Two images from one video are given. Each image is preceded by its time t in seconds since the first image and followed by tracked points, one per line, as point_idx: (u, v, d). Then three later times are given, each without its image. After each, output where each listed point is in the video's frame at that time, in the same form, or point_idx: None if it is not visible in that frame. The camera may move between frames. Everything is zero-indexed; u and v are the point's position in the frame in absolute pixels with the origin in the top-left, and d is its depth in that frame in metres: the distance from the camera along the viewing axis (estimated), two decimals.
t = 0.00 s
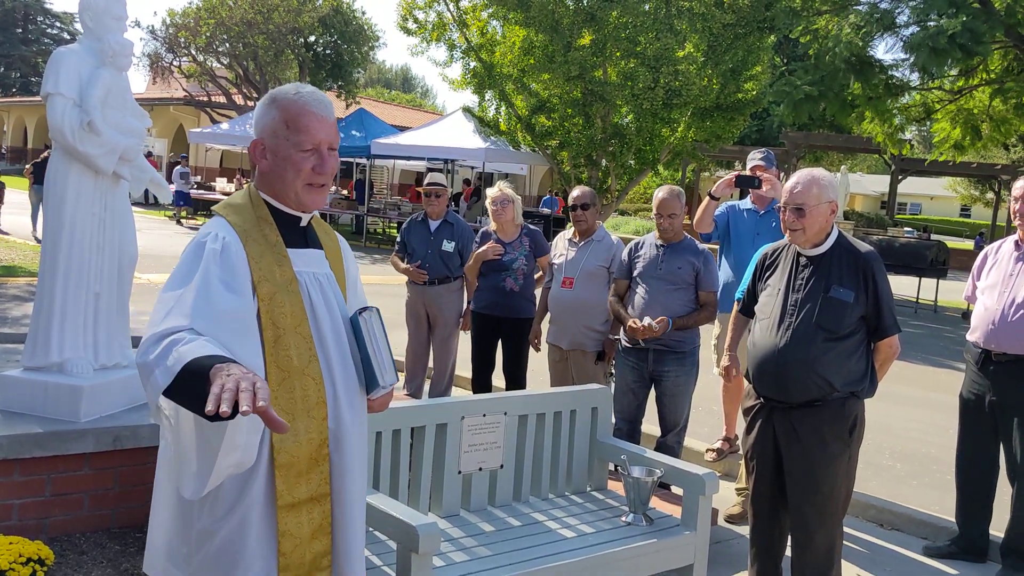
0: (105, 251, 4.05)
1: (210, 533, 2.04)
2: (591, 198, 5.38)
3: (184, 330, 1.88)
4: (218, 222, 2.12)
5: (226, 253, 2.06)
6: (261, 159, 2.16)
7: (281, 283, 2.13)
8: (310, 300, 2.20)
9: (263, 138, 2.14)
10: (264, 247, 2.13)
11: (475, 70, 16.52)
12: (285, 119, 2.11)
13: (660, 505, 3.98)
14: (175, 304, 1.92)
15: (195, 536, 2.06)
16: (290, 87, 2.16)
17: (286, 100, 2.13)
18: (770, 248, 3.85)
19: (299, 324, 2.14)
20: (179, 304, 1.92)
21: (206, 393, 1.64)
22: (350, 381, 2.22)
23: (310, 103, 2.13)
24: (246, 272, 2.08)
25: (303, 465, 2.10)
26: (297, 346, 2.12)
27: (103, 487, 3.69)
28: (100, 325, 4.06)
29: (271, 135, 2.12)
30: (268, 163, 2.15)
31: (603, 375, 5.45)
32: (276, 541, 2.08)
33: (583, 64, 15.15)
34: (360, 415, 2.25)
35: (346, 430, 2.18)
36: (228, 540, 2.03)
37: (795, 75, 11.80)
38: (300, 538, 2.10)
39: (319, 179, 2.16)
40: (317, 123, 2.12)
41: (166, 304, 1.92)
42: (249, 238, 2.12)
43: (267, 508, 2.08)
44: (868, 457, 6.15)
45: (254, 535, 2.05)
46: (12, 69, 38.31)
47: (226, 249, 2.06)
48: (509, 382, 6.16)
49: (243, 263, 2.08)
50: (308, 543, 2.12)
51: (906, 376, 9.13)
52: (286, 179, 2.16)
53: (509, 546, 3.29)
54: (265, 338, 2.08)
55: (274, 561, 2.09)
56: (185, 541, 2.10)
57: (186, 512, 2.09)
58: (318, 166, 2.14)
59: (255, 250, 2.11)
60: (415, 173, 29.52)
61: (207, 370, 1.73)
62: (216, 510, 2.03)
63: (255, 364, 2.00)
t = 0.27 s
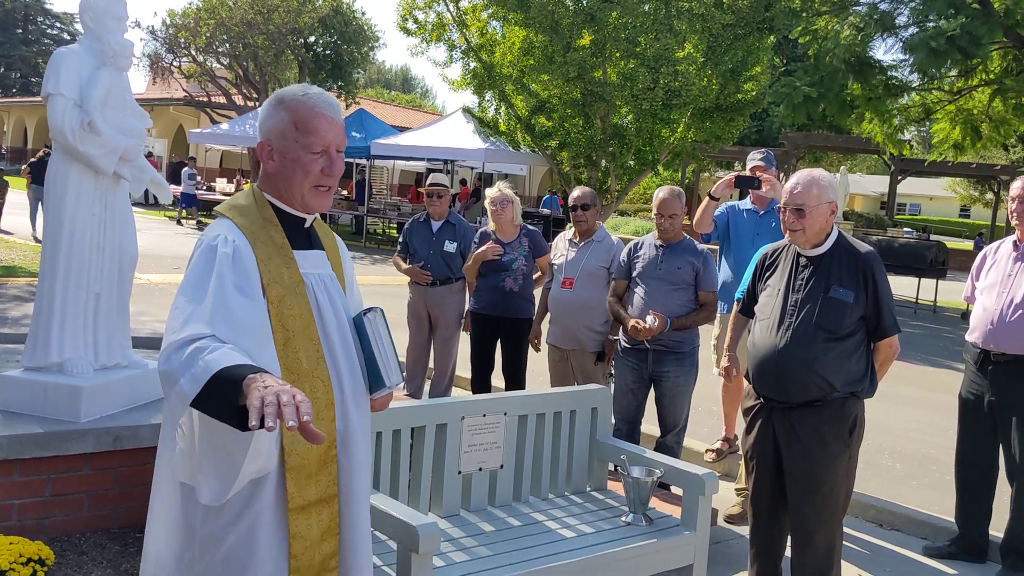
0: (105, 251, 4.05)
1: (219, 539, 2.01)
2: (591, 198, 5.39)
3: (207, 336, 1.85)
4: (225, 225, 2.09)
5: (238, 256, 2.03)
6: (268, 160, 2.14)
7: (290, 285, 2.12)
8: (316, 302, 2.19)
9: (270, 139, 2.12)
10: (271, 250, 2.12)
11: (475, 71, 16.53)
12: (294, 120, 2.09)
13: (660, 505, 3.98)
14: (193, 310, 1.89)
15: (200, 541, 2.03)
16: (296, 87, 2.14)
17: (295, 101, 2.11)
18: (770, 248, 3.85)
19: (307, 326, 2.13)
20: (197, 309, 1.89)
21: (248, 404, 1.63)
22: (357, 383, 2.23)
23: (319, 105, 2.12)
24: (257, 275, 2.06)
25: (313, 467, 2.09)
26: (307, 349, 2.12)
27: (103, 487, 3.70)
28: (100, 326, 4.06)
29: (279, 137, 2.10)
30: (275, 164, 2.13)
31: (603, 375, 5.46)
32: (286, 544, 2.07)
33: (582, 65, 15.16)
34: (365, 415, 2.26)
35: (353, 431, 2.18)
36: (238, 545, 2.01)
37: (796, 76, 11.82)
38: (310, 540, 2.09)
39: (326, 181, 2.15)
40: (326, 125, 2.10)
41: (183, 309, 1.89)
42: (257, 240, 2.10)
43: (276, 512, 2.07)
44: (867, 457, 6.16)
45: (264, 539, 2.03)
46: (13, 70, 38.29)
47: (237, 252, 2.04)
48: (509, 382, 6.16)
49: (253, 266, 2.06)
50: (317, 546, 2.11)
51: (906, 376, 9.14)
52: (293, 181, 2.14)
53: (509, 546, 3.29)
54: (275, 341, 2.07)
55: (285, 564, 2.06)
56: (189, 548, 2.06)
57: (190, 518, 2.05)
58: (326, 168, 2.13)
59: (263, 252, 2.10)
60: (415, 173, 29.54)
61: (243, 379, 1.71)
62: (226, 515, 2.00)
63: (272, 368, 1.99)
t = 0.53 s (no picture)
0: (105, 251, 4.05)
1: (225, 543, 2.00)
2: (591, 199, 5.39)
3: (222, 344, 1.83)
4: (233, 226, 2.07)
5: (248, 260, 2.01)
6: (281, 162, 2.12)
7: (296, 287, 2.11)
8: (321, 305, 2.19)
9: (283, 141, 2.09)
10: (279, 252, 2.11)
11: (475, 71, 16.53)
12: (309, 123, 2.07)
13: (660, 505, 3.98)
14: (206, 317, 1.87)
15: (205, 544, 2.03)
16: (310, 88, 2.12)
17: (309, 103, 2.10)
18: (771, 249, 3.85)
19: (314, 329, 2.13)
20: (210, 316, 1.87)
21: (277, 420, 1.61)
22: (362, 384, 2.23)
23: (334, 107, 2.10)
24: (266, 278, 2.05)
25: (319, 469, 2.10)
26: (314, 352, 2.12)
27: (103, 487, 3.70)
28: (100, 326, 4.06)
29: (294, 139, 2.08)
30: (288, 165, 2.11)
31: (603, 375, 5.46)
32: (292, 547, 2.07)
33: (582, 65, 15.17)
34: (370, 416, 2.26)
35: (359, 432, 2.19)
36: (244, 547, 2.01)
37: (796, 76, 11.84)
38: (317, 542, 2.09)
39: (341, 184, 2.14)
40: (342, 128, 2.09)
41: (196, 315, 1.86)
42: (265, 243, 2.09)
43: (282, 515, 2.07)
44: (867, 457, 6.16)
45: (271, 541, 2.03)
46: (12, 70, 38.24)
47: (247, 256, 2.02)
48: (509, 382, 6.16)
49: (261, 268, 2.05)
50: (324, 548, 2.11)
51: (906, 376, 9.14)
52: (307, 183, 2.13)
53: (510, 546, 3.29)
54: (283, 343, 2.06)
55: (291, 567, 2.07)
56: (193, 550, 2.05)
57: (195, 521, 2.04)
58: (341, 171, 2.12)
59: (271, 254, 2.09)
60: (415, 173, 29.54)
61: (268, 393, 1.70)
62: (232, 518, 2.00)
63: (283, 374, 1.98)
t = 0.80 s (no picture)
0: (105, 251, 4.05)
1: (228, 545, 1.99)
2: (592, 198, 5.40)
3: (230, 351, 1.82)
4: (236, 227, 2.06)
5: (253, 263, 2.00)
6: (286, 162, 2.12)
7: (299, 288, 2.10)
8: (323, 306, 2.19)
9: (289, 141, 2.09)
10: (282, 254, 2.10)
11: (475, 71, 16.54)
12: (316, 123, 2.08)
13: (660, 505, 3.98)
14: (214, 322, 1.85)
15: (206, 546, 2.02)
16: (315, 89, 2.13)
17: (315, 104, 2.10)
18: (770, 249, 3.85)
19: (316, 331, 2.12)
20: (218, 321, 1.85)
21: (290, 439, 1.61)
22: (363, 386, 2.23)
23: (340, 108, 2.10)
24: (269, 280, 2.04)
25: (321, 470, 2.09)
26: (316, 354, 2.11)
27: (103, 487, 3.70)
28: (100, 326, 4.06)
29: (300, 139, 2.07)
30: (294, 166, 2.11)
31: (603, 375, 5.46)
32: (295, 549, 2.06)
33: (582, 65, 15.17)
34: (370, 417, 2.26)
35: (361, 434, 2.18)
36: (247, 550, 2.00)
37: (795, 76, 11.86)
38: (319, 544, 2.08)
39: (346, 185, 2.14)
40: (349, 128, 2.09)
41: (203, 319, 1.85)
42: (268, 244, 2.08)
43: (285, 517, 2.06)
44: (867, 457, 6.16)
45: (274, 543, 2.03)
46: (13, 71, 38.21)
47: (252, 258, 2.01)
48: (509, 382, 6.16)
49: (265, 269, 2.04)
50: (326, 549, 2.10)
51: (905, 376, 9.15)
52: (313, 184, 2.12)
53: (510, 546, 3.29)
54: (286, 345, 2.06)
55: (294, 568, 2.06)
56: (195, 552, 2.05)
57: (196, 522, 2.03)
58: (348, 172, 2.11)
59: (275, 256, 2.08)
60: (414, 173, 29.55)
61: (279, 409, 1.70)
62: (234, 521, 1.99)
63: (288, 378, 1.97)
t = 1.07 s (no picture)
0: (105, 252, 4.05)
1: (228, 547, 1.99)
2: (592, 199, 5.40)
3: (233, 356, 1.81)
4: (236, 229, 2.06)
5: (254, 264, 2.00)
6: (287, 163, 2.11)
7: (299, 290, 2.10)
8: (323, 307, 2.19)
9: (290, 141, 2.08)
10: (282, 256, 2.10)
11: (474, 71, 16.55)
12: (317, 123, 2.07)
13: (660, 505, 3.98)
14: (217, 326, 1.85)
15: (206, 548, 2.01)
16: (314, 89, 2.12)
17: (316, 103, 2.10)
18: (770, 248, 3.85)
19: (316, 332, 2.12)
20: (220, 324, 1.85)
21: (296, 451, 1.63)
22: (363, 387, 2.24)
23: (341, 107, 2.11)
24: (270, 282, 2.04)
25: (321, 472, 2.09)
26: (316, 356, 2.11)
27: (103, 488, 3.69)
28: (99, 326, 4.05)
29: (302, 139, 2.07)
30: (296, 166, 2.10)
31: (603, 375, 5.46)
32: (295, 550, 2.06)
33: (581, 65, 15.18)
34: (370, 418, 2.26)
35: (361, 435, 2.19)
36: (248, 552, 2.00)
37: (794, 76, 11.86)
38: (319, 546, 2.08)
39: (348, 184, 2.13)
40: (350, 128, 2.10)
41: (206, 322, 1.84)
42: (268, 245, 2.08)
43: (285, 518, 2.06)
44: (867, 457, 6.16)
45: (274, 544, 2.02)
46: (12, 71, 38.21)
47: (253, 260, 2.00)
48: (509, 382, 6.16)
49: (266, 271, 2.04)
50: (326, 550, 2.10)
51: (905, 376, 9.15)
52: (315, 184, 2.12)
53: (510, 546, 3.29)
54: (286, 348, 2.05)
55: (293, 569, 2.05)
56: (193, 552, 2.04)
57: (194, 522, 2.03)
58: (349, 171, 2.11)
59: (276, 257, 2.08)
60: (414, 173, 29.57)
61: (284, 416, 1.71)
62: (235, 523, 1.98)
63: (290, 381, 1.97)
